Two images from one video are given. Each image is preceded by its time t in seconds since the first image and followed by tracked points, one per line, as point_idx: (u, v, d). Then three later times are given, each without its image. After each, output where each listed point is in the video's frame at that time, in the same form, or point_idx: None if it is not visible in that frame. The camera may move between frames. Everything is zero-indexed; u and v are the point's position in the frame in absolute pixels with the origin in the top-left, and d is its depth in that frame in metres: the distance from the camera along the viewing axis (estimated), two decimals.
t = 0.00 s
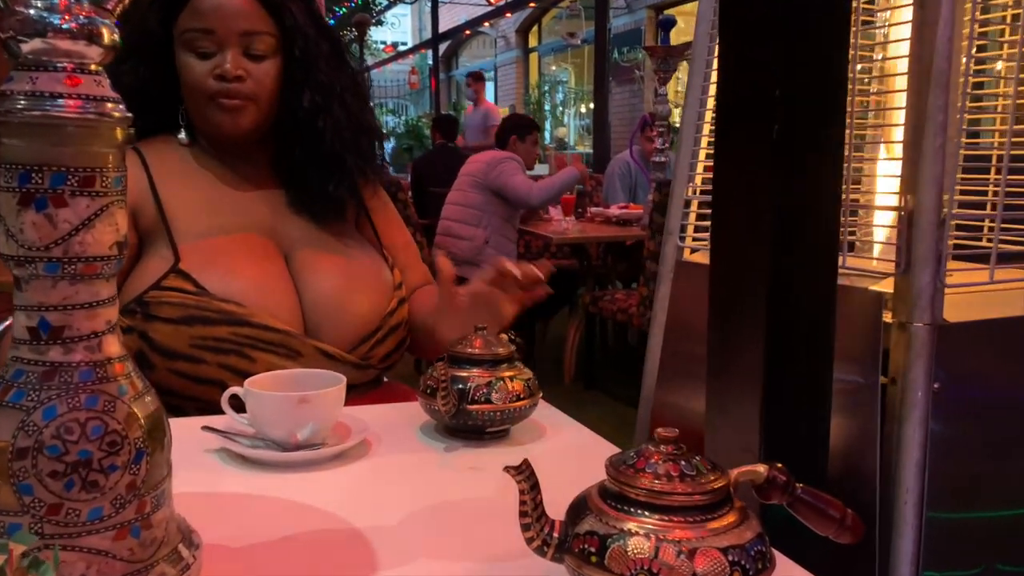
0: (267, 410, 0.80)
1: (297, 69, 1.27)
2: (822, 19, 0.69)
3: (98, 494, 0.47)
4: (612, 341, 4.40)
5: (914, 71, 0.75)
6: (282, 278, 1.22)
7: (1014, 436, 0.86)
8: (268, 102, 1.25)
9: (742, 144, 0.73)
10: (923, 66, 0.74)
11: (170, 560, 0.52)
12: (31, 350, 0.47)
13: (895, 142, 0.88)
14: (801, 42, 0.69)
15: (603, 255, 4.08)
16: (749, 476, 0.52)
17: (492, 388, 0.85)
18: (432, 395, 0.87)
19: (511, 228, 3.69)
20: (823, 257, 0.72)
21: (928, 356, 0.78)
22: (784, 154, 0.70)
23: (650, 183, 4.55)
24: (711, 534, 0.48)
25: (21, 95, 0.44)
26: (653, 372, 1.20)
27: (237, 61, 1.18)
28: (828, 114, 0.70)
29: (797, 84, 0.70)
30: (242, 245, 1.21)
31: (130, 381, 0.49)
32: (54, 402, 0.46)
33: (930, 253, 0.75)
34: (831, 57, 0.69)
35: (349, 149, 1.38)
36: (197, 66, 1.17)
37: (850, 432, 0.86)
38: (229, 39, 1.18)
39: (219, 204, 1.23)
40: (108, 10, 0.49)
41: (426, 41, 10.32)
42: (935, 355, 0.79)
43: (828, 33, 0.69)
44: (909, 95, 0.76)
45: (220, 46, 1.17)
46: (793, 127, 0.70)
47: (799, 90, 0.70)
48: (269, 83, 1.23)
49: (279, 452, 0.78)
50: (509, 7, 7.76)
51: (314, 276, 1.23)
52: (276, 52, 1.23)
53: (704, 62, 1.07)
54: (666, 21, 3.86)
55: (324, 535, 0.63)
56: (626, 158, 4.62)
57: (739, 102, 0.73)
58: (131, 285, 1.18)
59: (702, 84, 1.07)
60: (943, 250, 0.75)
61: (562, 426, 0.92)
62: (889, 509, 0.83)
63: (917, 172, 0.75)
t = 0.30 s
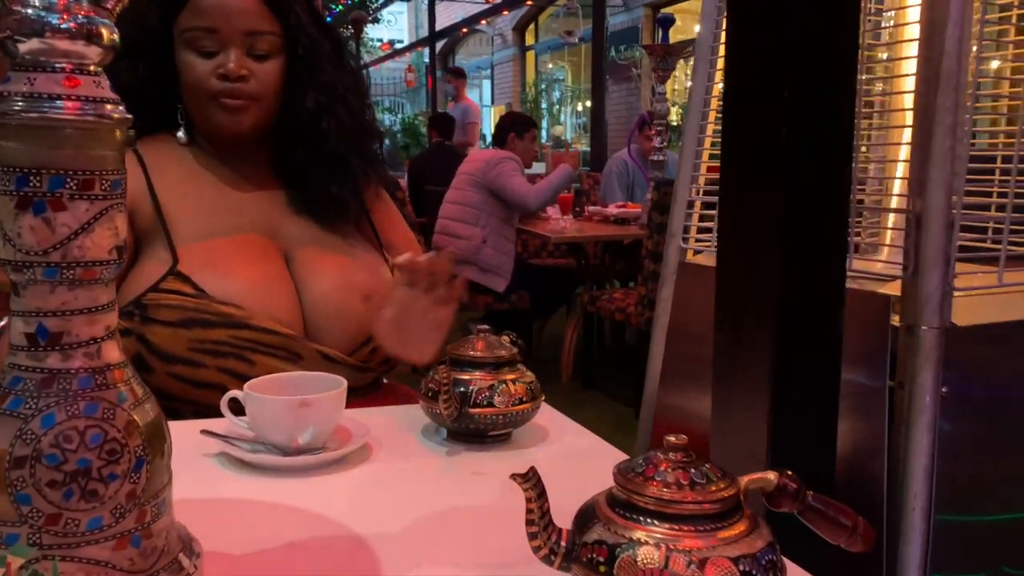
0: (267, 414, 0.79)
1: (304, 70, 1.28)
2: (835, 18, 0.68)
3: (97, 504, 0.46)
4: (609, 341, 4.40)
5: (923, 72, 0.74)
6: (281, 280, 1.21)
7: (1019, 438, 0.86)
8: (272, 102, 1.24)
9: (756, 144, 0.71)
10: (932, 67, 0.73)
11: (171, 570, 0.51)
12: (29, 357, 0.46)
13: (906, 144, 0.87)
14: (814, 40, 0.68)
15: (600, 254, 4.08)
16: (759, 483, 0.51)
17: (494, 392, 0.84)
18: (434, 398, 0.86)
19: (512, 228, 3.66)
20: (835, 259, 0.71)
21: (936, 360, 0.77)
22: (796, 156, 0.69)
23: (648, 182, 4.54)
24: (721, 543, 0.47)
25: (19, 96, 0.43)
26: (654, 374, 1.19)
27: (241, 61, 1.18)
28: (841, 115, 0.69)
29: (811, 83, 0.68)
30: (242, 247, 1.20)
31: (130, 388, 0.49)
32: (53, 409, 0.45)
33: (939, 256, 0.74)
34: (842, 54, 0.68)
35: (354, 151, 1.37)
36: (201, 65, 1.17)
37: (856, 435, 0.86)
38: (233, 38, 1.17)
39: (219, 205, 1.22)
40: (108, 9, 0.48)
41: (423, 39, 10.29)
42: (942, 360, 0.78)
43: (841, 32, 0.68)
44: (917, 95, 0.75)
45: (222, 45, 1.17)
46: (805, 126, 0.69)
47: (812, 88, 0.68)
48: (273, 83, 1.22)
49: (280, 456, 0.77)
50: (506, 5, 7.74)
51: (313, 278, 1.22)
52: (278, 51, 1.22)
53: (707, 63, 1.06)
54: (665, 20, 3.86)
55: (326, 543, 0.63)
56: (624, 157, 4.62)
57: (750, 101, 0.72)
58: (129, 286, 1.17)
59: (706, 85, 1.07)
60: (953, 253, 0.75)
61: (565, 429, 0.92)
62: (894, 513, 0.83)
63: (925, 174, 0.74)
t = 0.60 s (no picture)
0: (263, 424, 0.77)
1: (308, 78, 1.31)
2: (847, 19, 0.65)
3: (89, 523, 0.45)
4: (606, 341, 4.39)
5: (931, 76, 0.73)
6: (272, 286, 1.19)
7: None
8: (275, 104, 1.23)
9: (763, 145, 0.69)
10: (942, 72, 0.72)
11: None
12: (19, 373, 0.44)
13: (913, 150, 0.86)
14: (825, 40, 0.65)
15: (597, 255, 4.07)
16: (768, 500, 0.50)
17: (494, 400, 0.83)
18: (433, 406, 0.85)
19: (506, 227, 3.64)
20: (846, 269, 0.69)
21: (942, 370, 0.77)
22: (803, 163, 0.67)
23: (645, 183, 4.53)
24: (730, 563, 0.46)
25: (8, 104, 0.41)
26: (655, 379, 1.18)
27: (248, 62, 1.17)
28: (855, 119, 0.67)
29: (821, 87, 0.66)
30: (231, 253, 1.18)
31: (123, 404, 0.47)
32: (43, 427, 0.44)
33: (948, 265, 0.73)
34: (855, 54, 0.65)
35: (360, 159, 1.39)
36: (206, 64, 1.15)
37: (859, 444, 0.85)
38: (241, 39, 1.16)
39: (209, 209, 1.20)
40: (100, 13, 0.47)
41: (419, 38, 10.27)
42: (949, 371, 0.78)
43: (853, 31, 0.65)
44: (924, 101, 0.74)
45: (230, 45, 1.16)
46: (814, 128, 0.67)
47: (819, 89, 0.66)
48: (277, 86, 1.22)
49: (277, 467, 0.76)
50: (503, 3, 7.72)
51: (304, 287, 1.20)
52: (283, 55, 1.22)
53: (709, 67, 1.06)
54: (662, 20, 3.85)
55: (325, 557, 0.61)
56: (620, 157, 4.61)
57: (753, 101, 0.70)
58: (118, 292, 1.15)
59: (708, 87, 1.07)
60: (961, 262, 0.74)
61: (566, 437, 0.91)
62: (898, 522, 0.82)
63: (933, 180, 0.73)
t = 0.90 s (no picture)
0: (257, 434, 0.76)
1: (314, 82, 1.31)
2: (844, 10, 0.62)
3: (77, 544, 0.43)
4: (603, 344, 4.38)
5: (935, 83, 0.72)
6: (261, 294, 1.18)
7: None
8: (275, 110, 1.22)
9: (767, 147, 0.65)
10: (946, 78, 0.71)
11: None
12: (5, 389, 0.43)
13: (916, 157, 0.86)
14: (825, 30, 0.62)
15: (595, 257, 4.06)
16: (772, 517, 0.49)
17: (492, 410, 0.82)
18: (430, 416, 0.84)
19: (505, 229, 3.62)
20: (838, 272, 0.65)
21: (948, 381, 0.76)
22: (802, 174, 0.63)
23: (642, 185, 4.53)
24: None
25: None
26: (655, 386, 1.18)
27: (250, 65, 1.16)
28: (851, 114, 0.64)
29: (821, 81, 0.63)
30: (220, 260, 1.17)
31: (113, 420, 0.46)
32: (29, 445, 0.43)
33: (953, 276, 0.72)
34: (852, 46, 0.63)
35: (360, 161, 1.40)
36: (207, 66, 1.15)
37: (862, 455, 0.84)
38: (243, 43, 1.15)
39: (200, 216, 1.19)
40: (89, 20, 0.46)
41: (416, 39, 10.27)
42: (955, 382, 0.77)
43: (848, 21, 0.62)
44: (929, 107, 0.74)
45: (231, 47, 1.15)
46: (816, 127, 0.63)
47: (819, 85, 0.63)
48: (279, 90, 1.20)
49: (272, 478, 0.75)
50: (500, 4, 7.72)
51: (295, 295, 1.19)
52: (285, 60, 1.21)
53: (710, 71, 1.05)
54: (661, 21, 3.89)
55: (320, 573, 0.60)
56: (618, 159, 4.61)
57: (756, 98, 0.65)
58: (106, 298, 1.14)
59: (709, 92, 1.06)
60: (966, 272, 0.73)
61: (565, 447, 0.90)
62: (899, 534, 0.81)
63: (938, 189, 0.73)
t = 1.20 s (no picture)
0: (249, 448, 0.75)
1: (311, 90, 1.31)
2: None
3: (59, 571, 0.42)
4: (599, 347, 4.37)
5: (941, 91, 0.72)
6: (253, 307, 1.16)
7: None
8: (274, 119, 1.21)
9: (769, 147, 0.60)
10: (951, 87, 0.71)
11: None
12: None
13: (920, 166, 0.86)
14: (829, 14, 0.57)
15: (591, 261, 4.05)
16: (778, 538, 0.48)
17: (489, 422, 0.81)
18: (426, 429, 0.83)
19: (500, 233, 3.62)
20: (849, 270, 0.60)
21: (954, 394, 0.75)
22: (805, 185, 0.59)
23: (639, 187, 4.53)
24: None
25: None
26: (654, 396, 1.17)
27: (252, 73, 1.14)
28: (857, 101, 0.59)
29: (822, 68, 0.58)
30: (210, 274, 1.15)
31: (98, 441, 0.45)
32: (11, 468, 0.41)
33: (958, 286, 0.72)
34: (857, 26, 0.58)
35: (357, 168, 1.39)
36: (207, 70, 1.13)
37: (866, 468, 0.82)
38: (247, 50, 1.14)
39: (191, 228, 1.17)
40: (73, 29, 0.45)
41: (412, 41, 10.26)
42: (961, 395, 0.76)
43: None
44: (934, 118, 0.74)
45: (235, 53, 1.14)
46: (818, 117, 0.59)
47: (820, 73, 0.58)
48: (278, 100, 1.19)
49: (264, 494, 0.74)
50: (496, 7, 7.72)
51: (288, 305, 1.17)
52: (287, 70, 1.19)
53: (709, 79, 1.06)
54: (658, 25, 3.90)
55: None
56: (614, 162, 4.60)
57: (756, 99, 0.61)
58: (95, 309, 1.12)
59: (708, 99, 1.06)
60: (972, 283, 0.73)
61: (564, 459, 0.88)
62: (905, 550, 0.80)
63: (945, 199, 0.72)
